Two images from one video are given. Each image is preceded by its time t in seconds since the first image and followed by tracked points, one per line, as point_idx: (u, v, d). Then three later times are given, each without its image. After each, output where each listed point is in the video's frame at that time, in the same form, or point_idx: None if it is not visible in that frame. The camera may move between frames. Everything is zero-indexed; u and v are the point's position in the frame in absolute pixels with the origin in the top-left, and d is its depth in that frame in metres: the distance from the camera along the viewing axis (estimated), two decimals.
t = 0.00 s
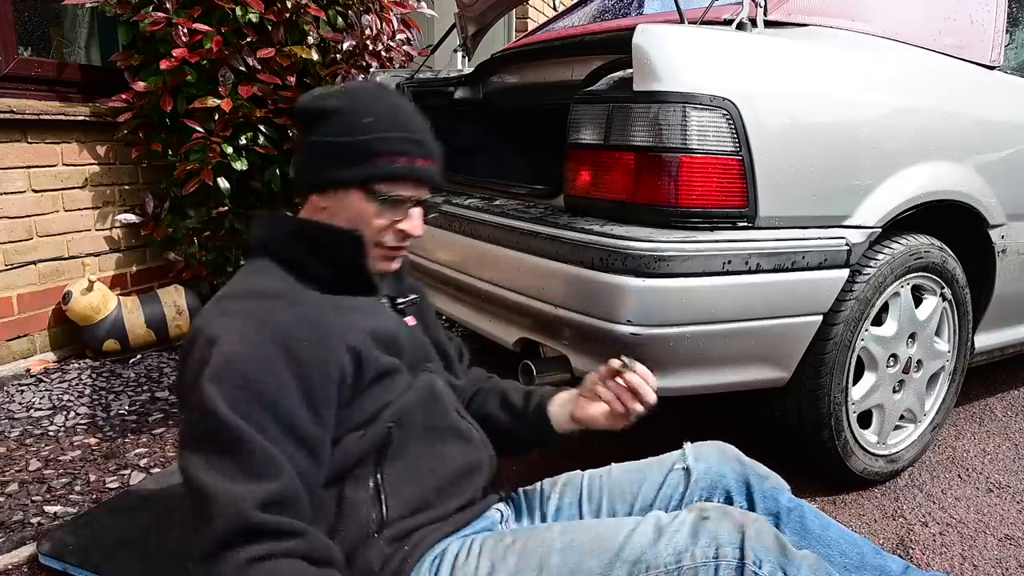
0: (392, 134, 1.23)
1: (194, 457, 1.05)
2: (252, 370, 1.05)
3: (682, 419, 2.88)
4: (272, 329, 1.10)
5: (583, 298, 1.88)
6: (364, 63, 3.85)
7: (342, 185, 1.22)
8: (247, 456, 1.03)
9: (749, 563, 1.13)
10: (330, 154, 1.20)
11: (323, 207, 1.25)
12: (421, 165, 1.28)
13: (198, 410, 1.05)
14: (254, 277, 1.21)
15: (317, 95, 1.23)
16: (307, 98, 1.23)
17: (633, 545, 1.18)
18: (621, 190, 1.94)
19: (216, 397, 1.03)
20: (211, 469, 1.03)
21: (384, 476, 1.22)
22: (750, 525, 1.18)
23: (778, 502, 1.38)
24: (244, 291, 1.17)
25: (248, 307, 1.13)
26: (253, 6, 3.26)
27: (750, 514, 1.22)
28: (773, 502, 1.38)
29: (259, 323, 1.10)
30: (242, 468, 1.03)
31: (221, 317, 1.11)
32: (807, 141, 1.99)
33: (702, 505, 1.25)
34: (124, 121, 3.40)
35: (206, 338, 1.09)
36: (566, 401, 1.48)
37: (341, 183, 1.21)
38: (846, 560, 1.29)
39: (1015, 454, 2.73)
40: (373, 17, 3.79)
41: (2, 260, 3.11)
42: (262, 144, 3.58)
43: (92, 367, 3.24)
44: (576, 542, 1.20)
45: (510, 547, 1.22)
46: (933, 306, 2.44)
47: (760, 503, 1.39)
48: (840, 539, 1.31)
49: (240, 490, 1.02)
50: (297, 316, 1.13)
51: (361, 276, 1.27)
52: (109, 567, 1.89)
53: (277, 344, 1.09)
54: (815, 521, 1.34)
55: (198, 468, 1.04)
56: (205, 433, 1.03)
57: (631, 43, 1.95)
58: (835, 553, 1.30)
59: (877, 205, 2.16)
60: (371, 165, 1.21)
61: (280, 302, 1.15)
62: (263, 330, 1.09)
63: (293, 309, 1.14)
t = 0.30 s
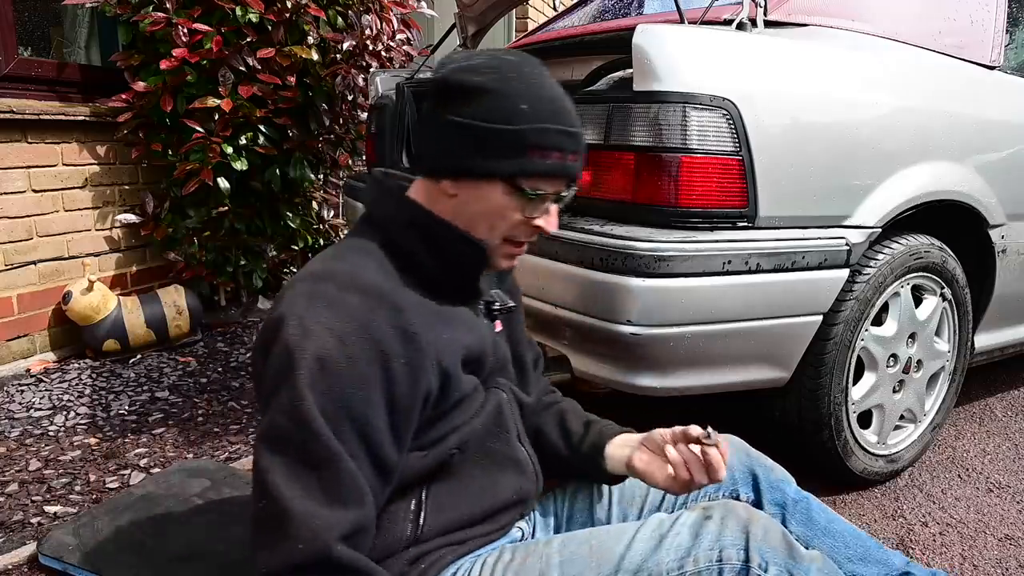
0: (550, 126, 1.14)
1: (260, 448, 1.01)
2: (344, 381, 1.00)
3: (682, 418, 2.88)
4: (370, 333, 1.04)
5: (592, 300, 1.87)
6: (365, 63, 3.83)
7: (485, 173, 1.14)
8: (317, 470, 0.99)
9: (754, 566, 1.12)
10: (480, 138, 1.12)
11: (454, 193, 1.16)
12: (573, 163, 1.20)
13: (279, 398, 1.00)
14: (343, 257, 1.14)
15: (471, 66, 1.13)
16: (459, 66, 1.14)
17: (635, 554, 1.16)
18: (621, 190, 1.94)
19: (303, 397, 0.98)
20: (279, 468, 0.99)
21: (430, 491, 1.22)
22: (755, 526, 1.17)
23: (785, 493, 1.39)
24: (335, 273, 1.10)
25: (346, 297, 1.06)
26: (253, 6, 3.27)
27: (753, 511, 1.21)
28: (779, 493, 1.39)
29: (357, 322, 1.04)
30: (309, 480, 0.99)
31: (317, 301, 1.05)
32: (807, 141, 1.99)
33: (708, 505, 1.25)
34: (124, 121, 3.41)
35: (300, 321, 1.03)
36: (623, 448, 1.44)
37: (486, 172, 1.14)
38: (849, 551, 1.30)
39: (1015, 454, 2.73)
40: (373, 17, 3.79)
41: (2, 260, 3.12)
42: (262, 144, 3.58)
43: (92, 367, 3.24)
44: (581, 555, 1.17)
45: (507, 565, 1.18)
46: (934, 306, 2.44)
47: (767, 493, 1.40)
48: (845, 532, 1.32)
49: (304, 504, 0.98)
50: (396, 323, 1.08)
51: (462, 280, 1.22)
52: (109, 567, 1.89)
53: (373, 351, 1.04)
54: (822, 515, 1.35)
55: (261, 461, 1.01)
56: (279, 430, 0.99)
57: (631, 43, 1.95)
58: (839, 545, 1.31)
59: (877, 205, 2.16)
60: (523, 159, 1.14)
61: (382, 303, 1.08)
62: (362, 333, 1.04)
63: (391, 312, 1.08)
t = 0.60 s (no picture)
0: (609, 149, 1.11)
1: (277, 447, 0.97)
2: (370, 384, 0.96)
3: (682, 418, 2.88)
4: (403, 338, 1.02)
5: (598, 303, 1.86)
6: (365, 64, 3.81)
7: (529, 181, 1.12)
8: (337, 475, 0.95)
9: None
10: (536, 144, 1.10)
11: (498, 196, 1.16)
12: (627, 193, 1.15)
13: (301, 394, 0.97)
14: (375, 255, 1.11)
15: (551, 68, 1.12)
16: (536, 68, 1.12)
17: None
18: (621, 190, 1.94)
19: (326, 398, 0.94)
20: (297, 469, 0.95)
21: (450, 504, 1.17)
22: (765, 550, 1.18)
23: (792, 491, 1.35)
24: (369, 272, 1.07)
25: (379, 297, 1.04)
26: (253, 6, 3.26)
27: (761, 537, 1.22)
28: (786, 491, 1.35)
29: (388, 324, 1.02)
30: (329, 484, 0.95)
31: (350, 299, 1.03)
32: (807, 141, 1.99)
33: (714, 532, 1.25)
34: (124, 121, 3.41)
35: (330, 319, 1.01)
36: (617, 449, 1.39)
37: (533, 181, 1.12)
38: (858, 551, 1.31)
39: (1015, 453, 2.73)
40: (373, 17, 3.79)
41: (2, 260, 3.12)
42: (262, 144, 3.58)
43: (92, 367, 3.24)
44: None
45: None
46: (933, 306, 2.44)
47: (774, 492, 1.36)
48: (853, 531, 1.33)
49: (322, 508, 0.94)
50: (428, 329, 1.05)
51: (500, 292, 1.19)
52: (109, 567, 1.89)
53: (402, 354, 1.01)
54: (830, 513, 1.34)
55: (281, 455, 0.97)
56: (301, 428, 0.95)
57: (631, 43, 1.95)
58: (848, 545, 1.32)
59: (877, 205, 2.16)
60: (573, 176, 1.11)
61: (416, 308, 1.06)
62: (394, 337, 1.01)
63: (425, 316, 1.06)
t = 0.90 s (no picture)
0: (650, 168, 1.07)
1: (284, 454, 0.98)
2: (381, 395, 0.96)
3: (682, 418, 2.88)
4: (418, 349, 0.99)
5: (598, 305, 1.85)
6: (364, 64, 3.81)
7: (565, 196, 1.07)
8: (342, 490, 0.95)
9: None
10: (576, 161, 1.06)
11: (522, 206, 1.11)
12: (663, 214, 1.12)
13: (310, 403, 0.97)
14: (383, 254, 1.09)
15: (590, 83, 1.07)
16: (572, 81, 1.08)
17: None
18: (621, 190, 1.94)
19: (336, 409, 0.94)
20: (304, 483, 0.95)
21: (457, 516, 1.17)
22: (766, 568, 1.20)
23: (794, 488, 1.35)
24: (383, 274, 1.04)
25: (394, 301, 1.01)
26: (253, 6, 3.26)
27: (761, 563, 1.21)
28: (788, 489, 1.35)
29: (402, 332, 0.99)
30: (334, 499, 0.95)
31: (363, 303, 1.00)
32: (806, 141, 1.99)
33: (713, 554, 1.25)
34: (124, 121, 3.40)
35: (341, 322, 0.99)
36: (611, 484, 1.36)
37: (570, 198, 1.07)
38: (859, 550, 1.33)
39: (1015, 453, 2.73)
40: (373, 17, 3.79)
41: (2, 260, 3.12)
42: (262, 144, 3.59)
43: (92, 367, 3.24)
44: None
45: None
46: (933, 306, 2.44)
47: (776, 489, 1.36)
48: (855, 529, 1.33)
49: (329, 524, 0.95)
50: (443, 337, 1.02)
51: (515, 298, 1.14)
52: (109, 567, 1.89)
53: (415, 366, 0.99)
54: (832, 510, 1.34)
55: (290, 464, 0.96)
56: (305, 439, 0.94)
57: (631, 43, 1.95)
58: (849, 543, 1.33)
59: (877, 205, 2.16)
60: (612, 195, 1.07)
61: (431, 313, 1.03)
62: (409, 347, 0.99)
63: (439, 323, 1.03)
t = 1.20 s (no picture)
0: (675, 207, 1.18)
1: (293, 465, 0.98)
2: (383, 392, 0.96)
3: (682, 417, 2.88)
4: (419, 354, 0.99)
5: (597, 304, 1.86)
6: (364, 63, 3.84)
7: (608, 258, 1.13)
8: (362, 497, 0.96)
9: None
10: (638, 232, 1.13)
11: (569, 259, 1.14)
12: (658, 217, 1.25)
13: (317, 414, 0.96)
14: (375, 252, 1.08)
15: (642, 152, 1.08)
16: (623, 147, 1.07)
17: None
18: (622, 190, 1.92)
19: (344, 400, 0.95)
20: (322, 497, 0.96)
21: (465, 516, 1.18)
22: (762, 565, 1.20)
23: (794, 488, 1.35)
24: (375, 278, 1.02)
25: (389, 306, 1.00)
26: (253, 6, 3.26)
27: (758, 556, 1.22)
28: (786, 488, 1.36)
29: (402, 338, 0.98)
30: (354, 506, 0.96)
31: (359, 311, 0.99)
32: (806, 140, 1.99)
33: (711, 548, 1.26)
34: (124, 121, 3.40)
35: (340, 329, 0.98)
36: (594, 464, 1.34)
37: (628, 260, 1.16)
38: (859, 550, 1.33)
39: (1015, 453, 2.73)
40: (373, 16, 3.79)
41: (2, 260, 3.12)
42: (262, 144, 3.59)
43: (92, 367, 3.24)
44: None
45: None
46: (933, 306, 2.44)
47: (775, 489, 1.36)
48: (855, 529, 1.34)
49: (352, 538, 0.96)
50: (444, 340, 1.02)
51: (507, 297, 1.14)
52: (109, 567, 1.88)
53: (419, 371, 0.98)
54: (832, 509, 1.34)
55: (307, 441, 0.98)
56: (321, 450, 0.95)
57: (631, 43, 1.95)
58: (849, 543, 1.33)
59: (878, 205, 2.16)
60: (643, 252, 1.16)
61: (426, 317, 1.02)
62: (411, 352, 0.98)
63: (437, 325, 1.02)
